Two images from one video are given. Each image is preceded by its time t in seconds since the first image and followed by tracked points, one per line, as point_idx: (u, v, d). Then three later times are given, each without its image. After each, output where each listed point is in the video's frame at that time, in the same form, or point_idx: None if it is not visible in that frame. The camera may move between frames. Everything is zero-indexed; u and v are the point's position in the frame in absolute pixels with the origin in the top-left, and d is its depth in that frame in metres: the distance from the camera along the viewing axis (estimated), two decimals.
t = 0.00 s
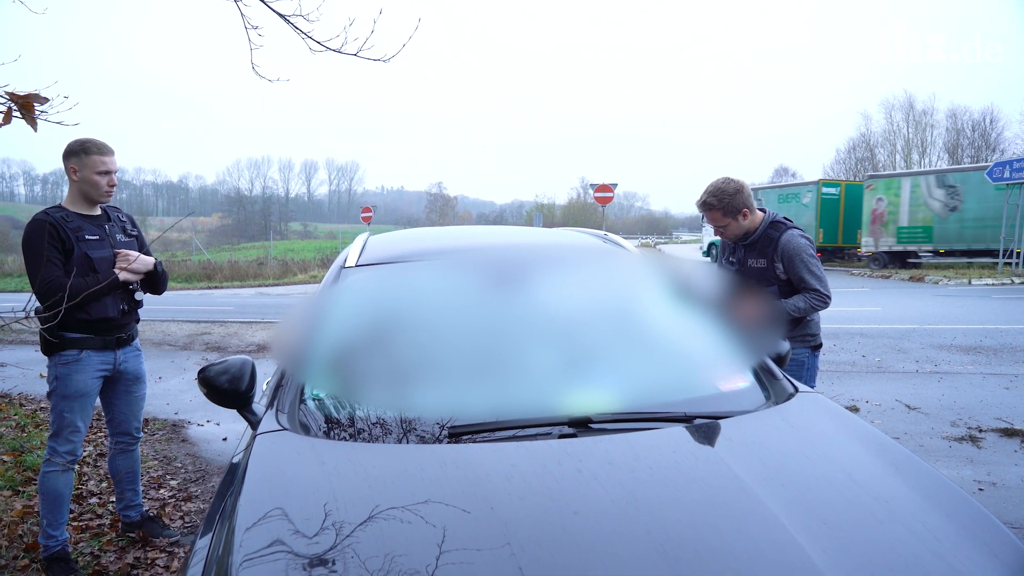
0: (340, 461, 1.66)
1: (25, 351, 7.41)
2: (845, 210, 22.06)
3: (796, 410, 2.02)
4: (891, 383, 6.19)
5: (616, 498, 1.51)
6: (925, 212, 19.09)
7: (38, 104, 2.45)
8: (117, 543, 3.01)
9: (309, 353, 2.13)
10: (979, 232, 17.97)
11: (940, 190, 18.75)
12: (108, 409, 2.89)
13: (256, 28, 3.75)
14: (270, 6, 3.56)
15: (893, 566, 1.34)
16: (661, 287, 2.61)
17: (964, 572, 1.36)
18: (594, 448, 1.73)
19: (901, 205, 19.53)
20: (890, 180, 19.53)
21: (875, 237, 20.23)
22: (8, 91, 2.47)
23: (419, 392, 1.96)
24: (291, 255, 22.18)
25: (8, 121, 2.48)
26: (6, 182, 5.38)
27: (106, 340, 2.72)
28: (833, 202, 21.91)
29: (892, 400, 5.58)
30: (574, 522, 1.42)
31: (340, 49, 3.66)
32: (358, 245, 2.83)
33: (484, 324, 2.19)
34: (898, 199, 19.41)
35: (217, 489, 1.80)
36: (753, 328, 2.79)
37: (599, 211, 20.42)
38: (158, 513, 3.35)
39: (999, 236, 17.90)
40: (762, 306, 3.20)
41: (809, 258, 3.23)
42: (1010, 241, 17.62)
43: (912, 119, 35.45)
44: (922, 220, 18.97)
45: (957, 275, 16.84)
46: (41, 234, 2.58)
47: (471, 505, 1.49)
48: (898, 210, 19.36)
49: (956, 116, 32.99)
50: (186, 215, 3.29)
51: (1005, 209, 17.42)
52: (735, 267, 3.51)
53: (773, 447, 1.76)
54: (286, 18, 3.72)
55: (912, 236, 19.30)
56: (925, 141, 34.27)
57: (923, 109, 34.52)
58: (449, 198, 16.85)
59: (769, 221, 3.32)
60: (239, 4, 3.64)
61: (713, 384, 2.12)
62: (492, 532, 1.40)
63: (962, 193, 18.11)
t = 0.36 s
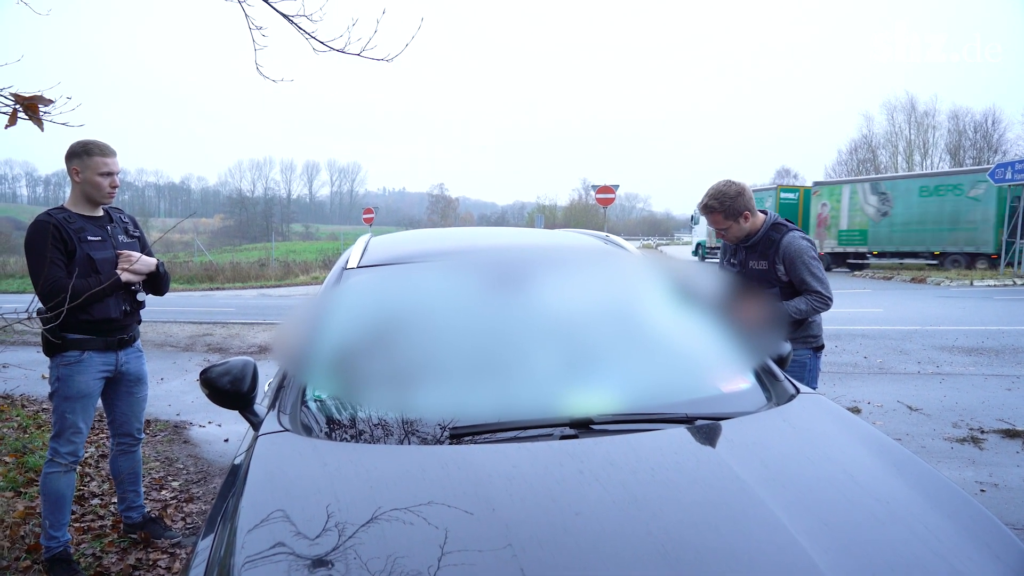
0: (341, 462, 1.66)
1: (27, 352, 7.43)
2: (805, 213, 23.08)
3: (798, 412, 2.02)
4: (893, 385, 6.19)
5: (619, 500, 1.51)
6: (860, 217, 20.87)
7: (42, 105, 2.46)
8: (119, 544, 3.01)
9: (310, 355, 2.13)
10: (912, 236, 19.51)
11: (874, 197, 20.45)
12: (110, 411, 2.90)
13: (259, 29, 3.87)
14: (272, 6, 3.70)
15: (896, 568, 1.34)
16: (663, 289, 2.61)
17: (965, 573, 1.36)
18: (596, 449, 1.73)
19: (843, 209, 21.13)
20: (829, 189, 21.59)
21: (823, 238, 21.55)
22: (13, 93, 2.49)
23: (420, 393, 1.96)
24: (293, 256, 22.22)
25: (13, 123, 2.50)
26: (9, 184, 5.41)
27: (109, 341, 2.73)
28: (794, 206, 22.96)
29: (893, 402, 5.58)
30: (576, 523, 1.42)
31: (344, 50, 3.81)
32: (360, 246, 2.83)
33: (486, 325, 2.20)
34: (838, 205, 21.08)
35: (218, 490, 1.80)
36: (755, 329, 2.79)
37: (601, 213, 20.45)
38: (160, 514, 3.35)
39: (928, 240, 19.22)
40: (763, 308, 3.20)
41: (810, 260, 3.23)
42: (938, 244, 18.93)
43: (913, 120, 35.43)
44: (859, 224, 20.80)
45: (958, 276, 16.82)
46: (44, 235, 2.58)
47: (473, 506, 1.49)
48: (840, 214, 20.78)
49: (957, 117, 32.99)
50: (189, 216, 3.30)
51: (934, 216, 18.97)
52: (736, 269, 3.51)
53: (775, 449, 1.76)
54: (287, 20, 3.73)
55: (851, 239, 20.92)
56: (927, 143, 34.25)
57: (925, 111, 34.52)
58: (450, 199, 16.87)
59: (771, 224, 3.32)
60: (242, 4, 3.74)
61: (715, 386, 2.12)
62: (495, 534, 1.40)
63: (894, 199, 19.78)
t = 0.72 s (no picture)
0: (340, 463, 1.66)
1: (26, 354, 7.44)
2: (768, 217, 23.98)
3: (797, 414, 2.02)
4: (892, 387, 6.19)
5: (618, 501, 1.51)
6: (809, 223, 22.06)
7: (42, 106, 2.47)
8: (118, 546, 3.01)
9: (310, 355, 2.13)
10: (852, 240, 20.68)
11: (820, 205, 22.05)
12: (108, 412, 2.89)
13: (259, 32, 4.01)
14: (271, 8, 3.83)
15: (895, 569, 1.34)
16: (662, 290, 2.61)
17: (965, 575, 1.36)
18: (595, 451, 1.73)
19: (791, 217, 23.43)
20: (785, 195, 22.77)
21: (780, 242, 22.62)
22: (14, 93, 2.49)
23: (419, 395, 1.96)
24: (293, 258, 22.25)
25: (13, 124, 2.50)
26: (9, 186, 5.41)
27: (107, 343, 2.73)
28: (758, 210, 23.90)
29: (892, 404, 5.58)
30: (575, 525, 1.42)
31: (341, 53, 3.95)
32: (359, 247, 2.84)
33: (485, 326, 2.20)
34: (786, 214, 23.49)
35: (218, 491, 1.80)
36: (754, 331, 2.79)
37: (600, 215, 20.49)
38: (159, 515, 3.34)
39: (865, 244, 20.26)
40: (763, 309, 3.20)
41: (810, 262, 3.23)
42: (869, 248, 20.07)
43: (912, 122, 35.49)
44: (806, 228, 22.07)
45: (957, 279, 16.82)
46: (43, 237, 2.58)
47: (471, 508, 1.49)
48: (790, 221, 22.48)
49: (955, 120, 33.05)
50: (188, 217, 3.31)
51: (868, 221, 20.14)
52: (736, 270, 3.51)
53: (774, 450, 1.76)
54: (288, 22, 3.73)
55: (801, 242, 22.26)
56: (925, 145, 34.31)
57: (923, 113, 34.58)
58: (449, 201, 16.89)
59: (771, 225, 3.32)
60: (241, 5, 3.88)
61: (714, 387, 2.12)
62: (494, 535, 1.40)
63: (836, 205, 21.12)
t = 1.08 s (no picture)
0: (339, 463, 1.66)
1: (24, 352, 7.43)
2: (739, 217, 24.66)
3: (795, 412, 2.03)
4: (890, 385, 6.20)
5: (616, 501, 1.51)
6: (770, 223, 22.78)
7: (42, 102, 2.46)
8: (116, 545, 3.00)
9: (308, 354, 2.13)
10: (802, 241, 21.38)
11: (777, 208, 22.75)
12: (106, 412, 2.89)
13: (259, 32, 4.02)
14: (270, 9, 3.86)
15: (893, 568, 1.34)
16: (660, 289, 2.61)
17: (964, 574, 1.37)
18: (593, 450, 1.73)
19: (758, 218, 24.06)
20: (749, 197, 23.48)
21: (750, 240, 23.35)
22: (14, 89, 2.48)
23: (417, 394, 1.96)
24: (290, 257, 22.26)
25: (13, 119, 2.49)
26: (7, 184, 5.40)
27: (105, 342, 2.73)
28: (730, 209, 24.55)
29: (890, 402, 5.59)
30: (573, 525, 1.42)
31: (340, 53, 3.96)
32: (358, 246, 2.83)
33: (484, 326, 2.20)
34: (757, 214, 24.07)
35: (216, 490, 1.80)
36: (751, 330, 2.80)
37: (597, 214, 20.51)
38: (157, 515, 3.34)
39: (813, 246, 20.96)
40: (761, 308, 3.20)
41: (809, 261, 3.24)
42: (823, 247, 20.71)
43: (910, 121, 35.53)
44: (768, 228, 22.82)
45: (954, 277, 16.84)
46: (41, 236, 2.58)
47: (470, 508, 1.49)
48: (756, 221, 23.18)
49: (952, 118, 33.09)
50: (187, 216, 3.30)
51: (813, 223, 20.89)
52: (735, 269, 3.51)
53: (771, 449, 1.77)
54: (287, 20, 3.73)
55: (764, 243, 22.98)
56: (923, 144, 34.35)
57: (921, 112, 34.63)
58: (445, 200, 16.89)
59: (770, 224, 3.32)
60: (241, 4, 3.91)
61: (712, 386, 2.12)
62: (493, 534, 1.40)
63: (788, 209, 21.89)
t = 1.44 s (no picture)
0: (338, 464, 1.66)
1: (23, 353, 7.43)
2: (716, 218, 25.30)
3: (793, 413, 2.03)
4: (889, 386, 6.20)
5: (615, 502, 1.51)
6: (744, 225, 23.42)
7: (35, 107, 2.45)
8: (114, 547, 3.00)
9: (307, 355, 2.13)
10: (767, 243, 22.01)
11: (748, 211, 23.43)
12: (104, 413, 2.88)
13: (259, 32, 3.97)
14: (269, 7, 3.79)
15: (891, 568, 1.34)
16: (659, 290, 2.62)
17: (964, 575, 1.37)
18: (591, 451, 1.73)
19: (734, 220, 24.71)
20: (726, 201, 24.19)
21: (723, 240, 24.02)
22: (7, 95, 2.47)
23: (416, 395, 1.96)
24: (290, 257, 22.29)
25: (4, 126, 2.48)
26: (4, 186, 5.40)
27: (105, 343, 2.73)
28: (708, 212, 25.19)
29: (889, 403, 5.60)
30: (571, 526, 1.42)
31: (341, 53, 3.89)
32: (357, 247, 2.83)
33: (482, 326, 2.20)
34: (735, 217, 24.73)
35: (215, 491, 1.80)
36: (749, 331, 2.80)
37: (596, 215, 20.54)
38: (155, 515, 3.34)
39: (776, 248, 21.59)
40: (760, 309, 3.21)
41: (808, 262, 3.24)
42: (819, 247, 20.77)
43: (908, 122, 35.57)
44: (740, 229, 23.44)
45: (952, 278, 16.85)
46: (39, 237, 2.57)
47: (468, 509, 1.48)
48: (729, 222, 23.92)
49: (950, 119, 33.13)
50: (185, 217, 3.30)
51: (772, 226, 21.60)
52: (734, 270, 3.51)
53: (769, 450, 1.77)
54: (286, 21, 3.72)
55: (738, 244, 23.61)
56: (921, 145, 34.40)
57: (919, 113, 34.67)
58: (444, 200, 16.90)
59: (770, 224, 3.32)
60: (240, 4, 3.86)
61: (710, 387, 2.12)
62: (492, 535, 1.40)
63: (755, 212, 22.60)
